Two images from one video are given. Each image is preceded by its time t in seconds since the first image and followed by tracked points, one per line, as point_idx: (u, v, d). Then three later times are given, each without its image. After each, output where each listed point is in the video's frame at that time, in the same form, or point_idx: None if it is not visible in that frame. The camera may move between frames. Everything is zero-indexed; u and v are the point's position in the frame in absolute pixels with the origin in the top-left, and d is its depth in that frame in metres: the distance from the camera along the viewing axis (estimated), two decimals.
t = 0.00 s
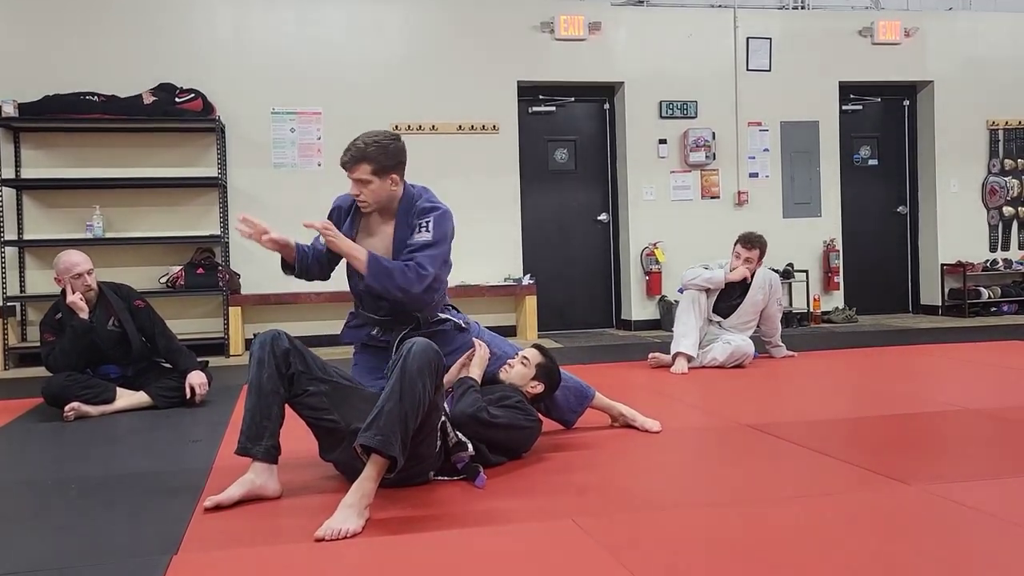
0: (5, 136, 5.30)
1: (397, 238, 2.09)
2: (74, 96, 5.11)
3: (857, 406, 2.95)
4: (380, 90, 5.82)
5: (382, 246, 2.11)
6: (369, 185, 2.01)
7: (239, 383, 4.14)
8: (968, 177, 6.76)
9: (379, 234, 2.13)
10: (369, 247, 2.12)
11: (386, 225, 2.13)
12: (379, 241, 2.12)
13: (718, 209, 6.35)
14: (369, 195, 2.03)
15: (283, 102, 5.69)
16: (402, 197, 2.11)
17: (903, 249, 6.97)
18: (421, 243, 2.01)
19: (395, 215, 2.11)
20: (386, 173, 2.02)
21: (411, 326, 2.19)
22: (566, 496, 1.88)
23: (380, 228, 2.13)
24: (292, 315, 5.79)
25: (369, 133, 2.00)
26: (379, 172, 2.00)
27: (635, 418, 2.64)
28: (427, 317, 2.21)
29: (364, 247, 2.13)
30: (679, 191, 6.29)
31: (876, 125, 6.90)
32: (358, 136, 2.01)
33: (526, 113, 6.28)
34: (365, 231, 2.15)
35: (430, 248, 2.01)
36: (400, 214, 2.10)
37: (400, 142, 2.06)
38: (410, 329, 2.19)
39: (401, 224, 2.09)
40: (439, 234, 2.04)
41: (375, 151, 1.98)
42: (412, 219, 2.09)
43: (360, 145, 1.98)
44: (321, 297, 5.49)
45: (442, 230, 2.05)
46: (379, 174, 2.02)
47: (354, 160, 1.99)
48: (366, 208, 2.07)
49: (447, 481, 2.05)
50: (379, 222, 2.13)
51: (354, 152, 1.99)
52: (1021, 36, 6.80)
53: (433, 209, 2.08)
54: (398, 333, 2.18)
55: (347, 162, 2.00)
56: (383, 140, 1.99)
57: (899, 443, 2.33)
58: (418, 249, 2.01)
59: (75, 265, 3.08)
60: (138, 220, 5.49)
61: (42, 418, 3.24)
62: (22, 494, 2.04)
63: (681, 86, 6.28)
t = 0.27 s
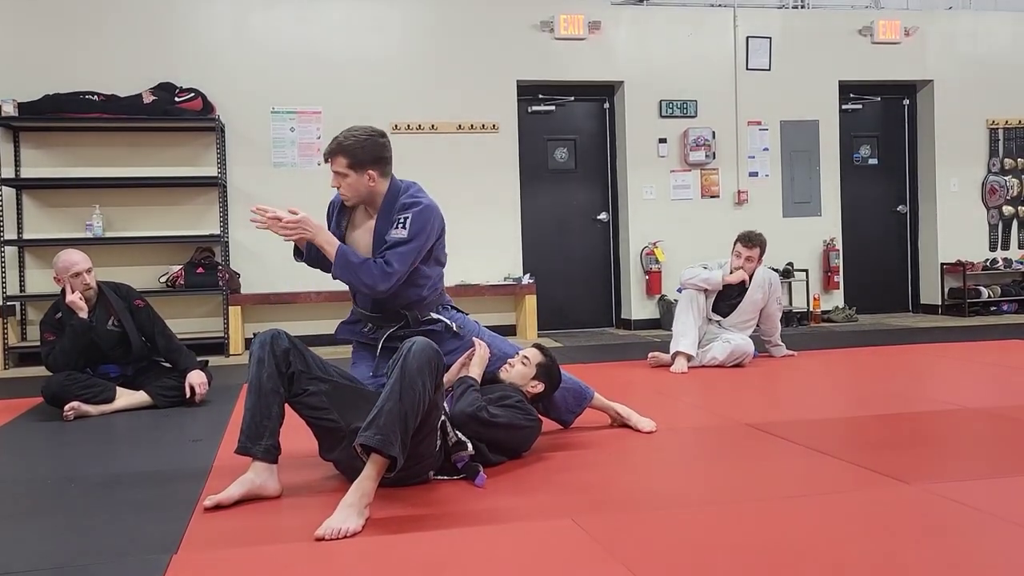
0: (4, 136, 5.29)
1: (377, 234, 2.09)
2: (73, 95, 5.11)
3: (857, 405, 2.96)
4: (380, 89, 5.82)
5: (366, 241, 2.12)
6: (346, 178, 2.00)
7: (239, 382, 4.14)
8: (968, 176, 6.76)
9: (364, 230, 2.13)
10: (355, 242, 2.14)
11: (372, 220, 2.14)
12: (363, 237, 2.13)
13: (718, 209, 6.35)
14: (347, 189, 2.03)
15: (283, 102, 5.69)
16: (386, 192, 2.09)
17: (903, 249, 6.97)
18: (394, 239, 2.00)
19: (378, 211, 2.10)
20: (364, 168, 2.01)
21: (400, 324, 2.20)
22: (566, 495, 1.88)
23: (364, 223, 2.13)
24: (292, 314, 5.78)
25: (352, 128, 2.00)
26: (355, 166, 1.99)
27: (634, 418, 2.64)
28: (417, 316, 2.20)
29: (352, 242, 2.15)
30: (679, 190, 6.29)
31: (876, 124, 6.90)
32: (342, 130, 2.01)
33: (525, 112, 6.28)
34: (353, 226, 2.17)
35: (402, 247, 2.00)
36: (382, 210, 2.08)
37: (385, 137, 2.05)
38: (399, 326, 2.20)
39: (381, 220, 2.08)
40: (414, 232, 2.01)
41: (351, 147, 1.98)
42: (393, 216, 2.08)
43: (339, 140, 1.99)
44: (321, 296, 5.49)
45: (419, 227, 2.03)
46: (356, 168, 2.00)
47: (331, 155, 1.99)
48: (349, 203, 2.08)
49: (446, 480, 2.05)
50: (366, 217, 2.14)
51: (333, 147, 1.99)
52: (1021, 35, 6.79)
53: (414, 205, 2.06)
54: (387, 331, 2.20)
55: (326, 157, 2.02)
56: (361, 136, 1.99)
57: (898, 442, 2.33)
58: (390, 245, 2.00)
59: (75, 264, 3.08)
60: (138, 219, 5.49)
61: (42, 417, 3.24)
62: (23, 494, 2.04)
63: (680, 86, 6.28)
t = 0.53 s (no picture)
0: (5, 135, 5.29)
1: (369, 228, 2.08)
2: (74, 94, 5.11)
3: (857, 404, 2.96)
4: (380, 87, 5.82)
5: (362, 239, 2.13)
6: (341, 178, 2.02)
7: (239, 381, 4.14)
8: (969, 175, 6.76)
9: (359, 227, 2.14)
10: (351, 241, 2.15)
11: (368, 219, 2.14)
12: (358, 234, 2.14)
13: (718, 207, 6.35)
14: (342, 188, 2.04)
15: (283, 100, 5.69)
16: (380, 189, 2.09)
17: (904, 247, 6.97)
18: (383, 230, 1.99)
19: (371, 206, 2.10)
20: (358, 168, 2.02)
21: (400, 324, 2.20)
22: (566, 495, 1.88)
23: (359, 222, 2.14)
24: (292, 313, 5.78)
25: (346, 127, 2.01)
26: (349, 166, 2.00)
27: (634, 417, 2.64)
28: (416, 315, 2.20)
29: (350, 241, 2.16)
30: (679, 189, 6.29)
31: (876, 123, 6.90)
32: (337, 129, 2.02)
33: (526, 111, 6.28)
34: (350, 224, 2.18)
35: (384, 230, 1.97)
36: (376, 206, 2.09)
37: (380, 137, 2.05)
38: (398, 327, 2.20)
39: (373, 214, 2.08)
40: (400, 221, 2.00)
41: (344, 146, 1.98)
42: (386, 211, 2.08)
43: (333, 139, 1.99)
44: (321, 295, 5.49)
45: (408, 216, 2.02)
46: (350, 168, 2.01)
47: (325, 155, 2.00)
48: (345, 202, 2.10)
49: (447, 479, 2.05)
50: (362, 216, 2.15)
51: (328, 146, 1.99)
52: (1021, 34, 6.79)
53: (405, 197, 2.05)
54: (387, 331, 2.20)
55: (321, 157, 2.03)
56: (355, 135, 1.99)
57: (898, 441, 2.33)
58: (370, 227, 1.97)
59: (75, 263, 3.07)
60: (138, 218, 5.49)
61: (42, 416, 3.24)
62: (24, 493, 2.04)
63: (681, 84, 6.27)
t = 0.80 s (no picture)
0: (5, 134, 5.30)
1: (366, 231, 2.08)
2: (74, 94, 5.10)
3: (857, 403, 2.96)
4: (380, 87, 5.81)
5: (356, 240, 2.12)
6: (331, 181, 2.01)
7: (239, 381, 4.14)
8: (969, 174, 6.76)
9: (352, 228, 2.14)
10: (345, 242, 2.14)
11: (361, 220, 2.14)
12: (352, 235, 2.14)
13: (719, 206, 6.35)
14: (333, 190, 2.03)
15: (284, 100, 5.68)
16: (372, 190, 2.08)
17: (905, 246, 6.97)
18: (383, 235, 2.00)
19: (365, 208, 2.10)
20: (347, 170, 2.01)
21: (397, 324, 2.20)
22: (567, 493, 1.88)
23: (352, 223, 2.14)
24: (293, 313, 5.79)
25: (334, 130, 1.99)
26: (337, 169, 1.99)
27: (633, 416, 2.63)
28: (413, 314, 2.20)
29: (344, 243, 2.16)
30: (679, 188, 6.28)
31: (877, 122, 6.90)
32: (325, 132, 2.01)
33: (526, 110, 6.28)
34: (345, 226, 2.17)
35: (390, 240, 1.99)
36: (369, 207, 2.08)
37: (369, 137, 2.04)
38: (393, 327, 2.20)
39: (368, 216, 2.08)
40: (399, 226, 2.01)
41: (332, 148, 1.97)
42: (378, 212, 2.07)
43: (320, 142, 1.98)
44: (322, 295, 5.49)
45: (406, 220, 2.02)
46: (339, 171, 2.00)
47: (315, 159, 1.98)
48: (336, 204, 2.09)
49: (447, 478, 2.05)
50: (356, 217, 2.15)
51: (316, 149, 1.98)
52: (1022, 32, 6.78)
53: (399, 200, 2.05)
54: (385, 331, 2.20)
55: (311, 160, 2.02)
56: (343, 137, 1.98)
57: (898, 440, 2.33)
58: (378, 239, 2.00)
59: (75, 263, 3.07)
60: (138, 218, 5.49)
61: (42, 416, 3.24)
62: (24, 493, 2.04)
63: (681, 84, 6.27)
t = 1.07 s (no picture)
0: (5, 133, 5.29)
1: (370, 231, 2.08)
2: (74, 92, 5.10)
3: (857, 402, 2.96)
4: (380, 86, 5.81)
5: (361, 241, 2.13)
6: (337, 180, 2.01)
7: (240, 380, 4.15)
8: (970, 173, 6.76)
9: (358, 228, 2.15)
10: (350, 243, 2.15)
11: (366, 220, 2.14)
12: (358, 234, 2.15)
13: (719, 205, 6.35)
14: (339, 190, 2.03)
15: (284, 99, 5.68)
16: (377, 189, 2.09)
17: (905, 245, 6.96)
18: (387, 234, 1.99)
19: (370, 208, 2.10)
20: (354, 169, 2.01)
21: (400, 325, 2.20)
22: (567, 492, 1.88)
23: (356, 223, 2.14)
24: (293, 312, 5.79)
25: (341, 130, 1.99)
26: (344, 168, 1.99)
27: (634, 415, 2.63)
28: (415, 315, 2.20)
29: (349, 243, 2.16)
30: (680, 187, 6.28)
31: (877, 121, 6.89)
32: (332, 131, 2.00)
33: (526, 109, 6.28)
34: (351, 226, 2.18)
35: (393, 239, 1.98)
36: (374, 207, 2.09)
37: (376, 137, 2.05)
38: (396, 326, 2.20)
39: (373, 216, 2.08)
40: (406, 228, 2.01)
41: (339, 148, 1.97)
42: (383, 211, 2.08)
43: (326, 141, 1.99)
44: (322, 294, 5.49)
45: (411, 221, 2.02)
46: (346, 170, 2.01)
47: (321, 158, 1.99)
48: (342, 203, 2.10)
49: (447, 477, 2.05)
50: (362, 217, 2.16)
51: (323, 148, 1.98)
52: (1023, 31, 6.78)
53: (405, 201, 2.05)
54: (388, 332, 2.20)
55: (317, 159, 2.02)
56: (350, 138, 1.98)
57: (899, 439, 2.34)
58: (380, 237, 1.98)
59: (75, 262, 3.07)
60: (139, 216, 5.49)
61: (43, 415, 3.24)
62: (25, 491, 2.04)
63: (681, 83, 6.27)
